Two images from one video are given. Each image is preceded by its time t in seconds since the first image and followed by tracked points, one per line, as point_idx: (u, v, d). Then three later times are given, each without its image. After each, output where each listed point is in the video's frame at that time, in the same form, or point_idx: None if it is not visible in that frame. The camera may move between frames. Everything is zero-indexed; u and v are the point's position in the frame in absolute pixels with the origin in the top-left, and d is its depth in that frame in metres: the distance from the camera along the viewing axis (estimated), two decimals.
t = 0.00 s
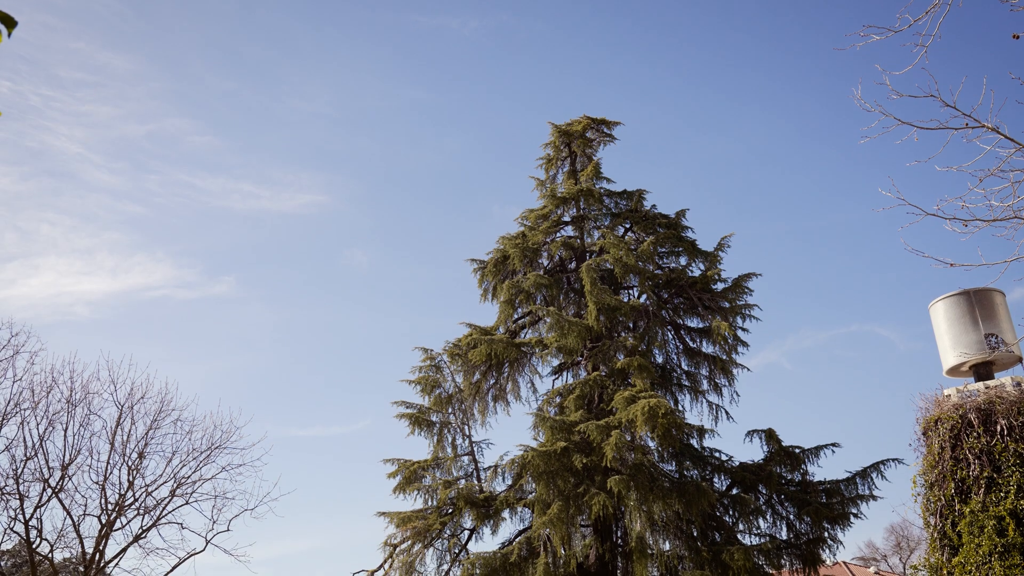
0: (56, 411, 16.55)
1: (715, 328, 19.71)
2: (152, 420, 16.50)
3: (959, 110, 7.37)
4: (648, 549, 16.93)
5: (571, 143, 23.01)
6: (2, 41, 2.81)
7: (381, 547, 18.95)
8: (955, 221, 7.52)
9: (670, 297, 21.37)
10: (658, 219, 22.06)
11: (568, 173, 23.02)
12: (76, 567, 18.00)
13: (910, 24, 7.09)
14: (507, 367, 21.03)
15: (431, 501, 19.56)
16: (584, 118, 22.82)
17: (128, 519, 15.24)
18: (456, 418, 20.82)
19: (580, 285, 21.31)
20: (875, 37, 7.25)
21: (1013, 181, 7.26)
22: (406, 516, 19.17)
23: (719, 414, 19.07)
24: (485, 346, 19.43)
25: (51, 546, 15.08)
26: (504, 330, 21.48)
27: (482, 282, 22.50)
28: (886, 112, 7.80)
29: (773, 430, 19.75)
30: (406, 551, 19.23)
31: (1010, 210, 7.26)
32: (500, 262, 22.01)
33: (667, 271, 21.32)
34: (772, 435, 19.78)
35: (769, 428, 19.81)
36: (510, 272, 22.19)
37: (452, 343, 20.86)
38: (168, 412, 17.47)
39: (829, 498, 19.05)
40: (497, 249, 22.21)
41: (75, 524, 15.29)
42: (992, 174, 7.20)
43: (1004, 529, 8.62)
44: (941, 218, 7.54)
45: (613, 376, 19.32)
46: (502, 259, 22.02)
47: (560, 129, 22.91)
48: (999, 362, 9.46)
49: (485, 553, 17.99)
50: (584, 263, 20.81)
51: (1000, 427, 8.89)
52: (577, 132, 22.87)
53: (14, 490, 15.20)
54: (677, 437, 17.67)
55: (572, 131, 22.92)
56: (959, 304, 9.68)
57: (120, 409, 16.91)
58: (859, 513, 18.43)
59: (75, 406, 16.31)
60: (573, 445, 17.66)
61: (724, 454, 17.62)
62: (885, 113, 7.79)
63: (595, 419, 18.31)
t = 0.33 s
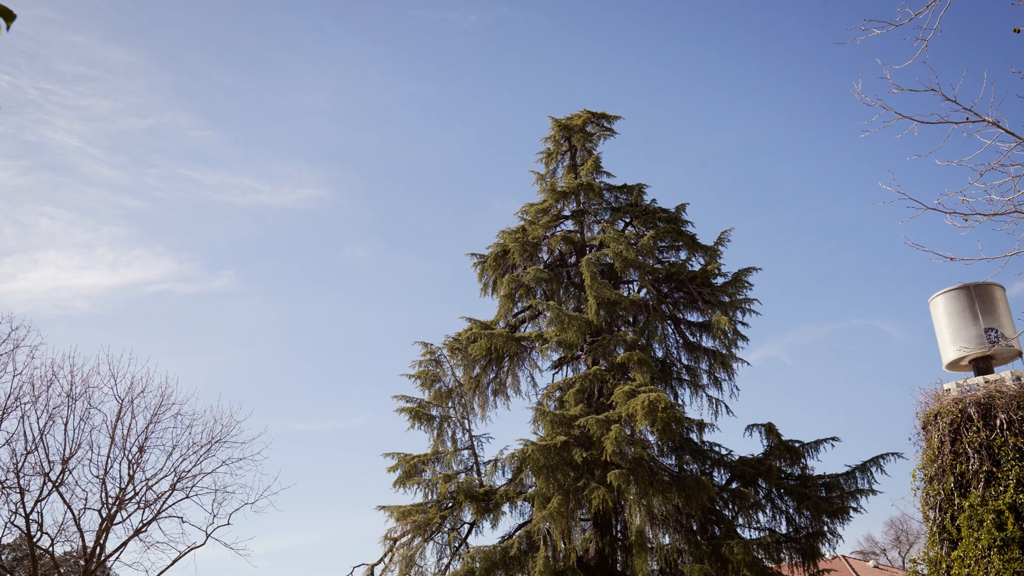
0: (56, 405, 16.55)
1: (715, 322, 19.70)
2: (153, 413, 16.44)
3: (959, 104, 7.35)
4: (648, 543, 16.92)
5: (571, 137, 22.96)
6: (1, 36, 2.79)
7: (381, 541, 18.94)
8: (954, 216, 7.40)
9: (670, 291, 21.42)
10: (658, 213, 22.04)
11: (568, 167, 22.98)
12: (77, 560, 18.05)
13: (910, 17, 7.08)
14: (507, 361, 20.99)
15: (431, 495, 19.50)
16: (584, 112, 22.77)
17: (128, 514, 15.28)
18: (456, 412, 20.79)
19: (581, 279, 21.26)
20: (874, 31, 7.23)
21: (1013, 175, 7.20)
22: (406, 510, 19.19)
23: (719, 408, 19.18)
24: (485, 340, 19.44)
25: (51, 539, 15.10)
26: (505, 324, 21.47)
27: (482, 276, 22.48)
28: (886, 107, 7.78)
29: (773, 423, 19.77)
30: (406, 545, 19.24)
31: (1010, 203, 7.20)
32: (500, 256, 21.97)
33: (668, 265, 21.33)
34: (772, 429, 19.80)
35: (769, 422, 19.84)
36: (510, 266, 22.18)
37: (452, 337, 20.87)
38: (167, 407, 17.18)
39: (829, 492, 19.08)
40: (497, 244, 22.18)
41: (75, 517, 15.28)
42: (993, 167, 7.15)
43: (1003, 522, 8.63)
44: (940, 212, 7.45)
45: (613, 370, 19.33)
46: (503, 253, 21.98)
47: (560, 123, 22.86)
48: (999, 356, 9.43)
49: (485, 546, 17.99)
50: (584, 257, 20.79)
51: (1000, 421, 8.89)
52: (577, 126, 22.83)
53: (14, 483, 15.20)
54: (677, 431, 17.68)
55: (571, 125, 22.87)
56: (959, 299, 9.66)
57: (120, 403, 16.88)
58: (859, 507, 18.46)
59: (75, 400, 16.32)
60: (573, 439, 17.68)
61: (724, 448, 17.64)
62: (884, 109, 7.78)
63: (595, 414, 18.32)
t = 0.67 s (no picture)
0: (57, 394, 16.55)
1: (716, 312, 19.65)
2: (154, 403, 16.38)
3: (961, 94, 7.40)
4: (649, 532, 17.16)
5: (572, 127, 22.86)
6: None
7: (381, 530, 18.97)
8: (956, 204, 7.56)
9: (670, 281, 21.34)
10: (658, 203, 21.97)
11: (568, 157, 22.90)
12: (78, 549, 18.06)
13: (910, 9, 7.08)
14: (508, 351, 20.96)
15: (431, 485, 19.58)
16: (584, 102, 22.67)
17: (128, 502, 15.28)
18: (456, 402, 20.79)
19: (581, 269, 21.21)
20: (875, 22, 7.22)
21: (1013, 165, 7.28)
22: (406, 499, 19.22)
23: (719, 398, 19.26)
24: (485, 330, 19.43)
25: (53, 528, 15.13)
26: (504, 314, 21.46)
27: (482, 266, 22.45)
28: (887, 97, 7.83)
29: (773, 414, 19.76)
30: (407, 534, 19.29)
31: (1010, 193, 7.26)
32: (500, 246, 21.92)
33: (668, 255, 21.27)
34: (771, 419, 19.80)
35: (769, 412, 19.82)
36: (509, 256, 22.11)
37: (452, 327, 20.87)
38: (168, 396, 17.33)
39: (828, 482, 19.08)
40: (497, 234, 22.13)
41: (76, 507, 15.32)
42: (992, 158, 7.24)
43: (1001, 512, 8.59)
44: (942, 201, 7.59)
45: (613, 360, 19.30)
46: (503, 243, 21.92)
47: (560, 113, 22.76)
48: (999, 346, 9.43)
49: (485, 536, 18.02)
50: (584, 247, 20.73)
51: (999, 411, 8.86)
52: (577, 116, 22.73)
53: (16, 473, 15.21)
54: (676, 421, 17.66)
55: (572, 115, 22.77)
56: (959, 289, 9.63)
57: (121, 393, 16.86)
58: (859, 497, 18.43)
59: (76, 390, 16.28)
60: (573, 429, 17.70)
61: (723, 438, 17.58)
62: (886, 98, 7.83)
63: (595, 404, 18.32)
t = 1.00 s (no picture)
0: (58, 368, 16.53)
1: (716, 288, 19.58)
2: (155, 377, 16.39)
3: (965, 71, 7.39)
4: (649, 505, 17.30)
5: (572, 101, 22.63)
6: None
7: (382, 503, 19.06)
8: (957, 180, 7.64)
9: (670, 257, 21.26)
10: (659, 178, 21.83)
11: (568, 132, 22.71)
12: (81, 522, 18.11)
13: None
14: (508, 326, 20.91)
15: (432, 459, 19.62)
16: (584, 77, 22.42)
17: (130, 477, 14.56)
18: (456, 376, 20.78)
19: (581, 245, 21.11)
20: None
21: (1016, 140, 7.35)
22: (407, 473, 19.30)
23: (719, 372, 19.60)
24: (485, 306, 19.38)
25: (56, 501, 15.19)
26: (505, 289, 21.38)
27: (482, 242, 22.34)
28: (891, 71, 7.74)
29: (772, 389, 19.77)
30: (408, 507, 19.39)
31: (1013, 169, 7.34)
32: (500, 221, 21.79)
33: (668, 231, 21.18)
34: (771, 394, 19.81)
35: (769, 387, 19.84)
36: (510, 231, 22.00)
37: (452, 302, 20.81)
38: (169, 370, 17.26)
39: (826, 456, 19.13)
40: (498, 209, 22.00)
41: (80, 480, 15.36)
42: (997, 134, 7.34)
43: (998, 487, 8.57)
44: (945, 177, 7.67)
45: (613, 336, 19.24)
46: (503, 219, 21.79)
47: (560, 87, 22.53)
48: (998, 322, 9.36)
49: (485, 509, 18.08)
50: (584, 223, 20.61)
51: (998, 387, 8.80)
52: (577, 91, 22.49)
53: (19, 447, 15.24)
54: (676, 395, 17.66)
55: (572, 89, 22.53)
56: (959, 264, 9.52)
57: (121, 367, 16.86)
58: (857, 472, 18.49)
59: (77, 364, 16.27)
60: (573, 404, 17.71)
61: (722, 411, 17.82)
62: (890, 72, 7.75)
63: (594, 378, 18.33)
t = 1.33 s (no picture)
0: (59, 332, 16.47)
1: (716, 253, 19.47)
2: (155, 342, 16.36)
3: (969, 32, 7.04)
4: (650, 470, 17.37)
5: (573, 65, 22.30)
6: None
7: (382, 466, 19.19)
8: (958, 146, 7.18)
9: (670, 222, 21.11)
10: (660, 143, 21.60)
11: (569, 97, 22.43)
12: (84, 485, 18.22)
13: None
14: (508, 291, 20.83)
15: (432, 423, 19.68)
16: (585, 40, 22.05)
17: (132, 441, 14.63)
18: (456, 341, 20.75)
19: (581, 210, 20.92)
20: None
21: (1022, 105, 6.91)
22: (408, 437, 19.39)
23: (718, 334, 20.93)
24: (485, 271, 19.29)
25: (60, 464, 15.27)
26: (505, 255, 21.26)
27: (482, 206, 22.18)
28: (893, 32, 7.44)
29: (771, 353, 19.76)
30: (408, 470, 19.49)
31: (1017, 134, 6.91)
32: (500, 186, 21.59)
33: (669, 196, 20.99)
34: (770, 359, 19.83)
35: (768, 352, 19.81)
36: (510, 196, 21.83)
37: (452, 267, 20.75)
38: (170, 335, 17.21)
39: (824, 421, 19.17)
40: (497, 173, 21.80)
41: (82, 444, 15.42)
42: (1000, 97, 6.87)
43: (996, 451, 7.55)
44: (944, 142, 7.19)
45: (613, 301, 19.18)
46: (503, 183, 21.57)
47: (561, 51, 22.17)
48: (992, 295, 8.44)
49: (485, 473, 18.18)
50: (584, 187, 20.40)
51: (997, 351, 7.75)
52: (579, 54, 22.12)
53: (21, 410, 15.25)
54: (676, 360, 17.60)
55: (573, 53, 22.13)
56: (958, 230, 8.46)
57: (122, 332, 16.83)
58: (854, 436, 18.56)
59: (76, 329, 16.21)
60: (573, 368, 17.73)
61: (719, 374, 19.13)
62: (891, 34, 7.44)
63: (594, 343, 18.31)
